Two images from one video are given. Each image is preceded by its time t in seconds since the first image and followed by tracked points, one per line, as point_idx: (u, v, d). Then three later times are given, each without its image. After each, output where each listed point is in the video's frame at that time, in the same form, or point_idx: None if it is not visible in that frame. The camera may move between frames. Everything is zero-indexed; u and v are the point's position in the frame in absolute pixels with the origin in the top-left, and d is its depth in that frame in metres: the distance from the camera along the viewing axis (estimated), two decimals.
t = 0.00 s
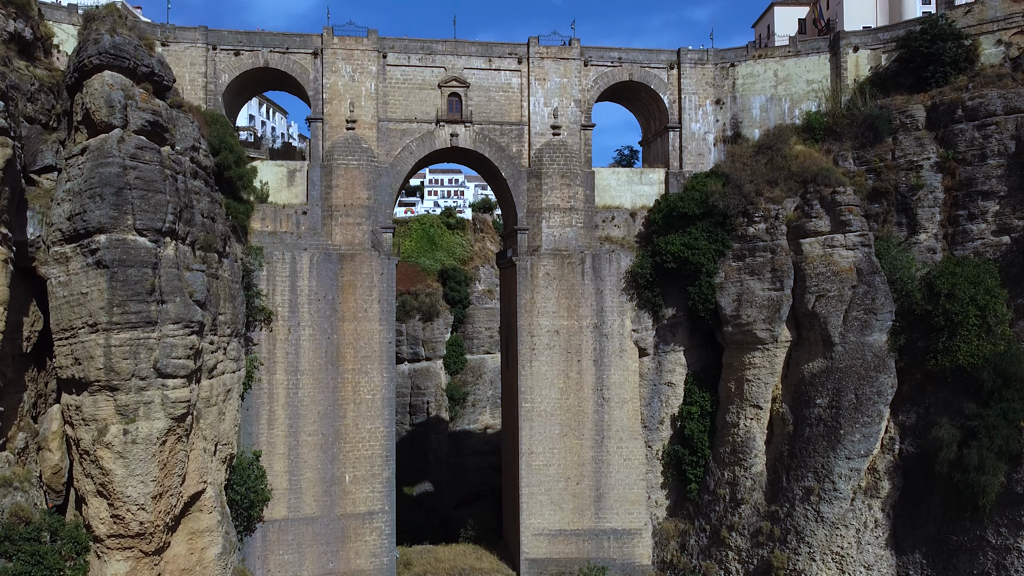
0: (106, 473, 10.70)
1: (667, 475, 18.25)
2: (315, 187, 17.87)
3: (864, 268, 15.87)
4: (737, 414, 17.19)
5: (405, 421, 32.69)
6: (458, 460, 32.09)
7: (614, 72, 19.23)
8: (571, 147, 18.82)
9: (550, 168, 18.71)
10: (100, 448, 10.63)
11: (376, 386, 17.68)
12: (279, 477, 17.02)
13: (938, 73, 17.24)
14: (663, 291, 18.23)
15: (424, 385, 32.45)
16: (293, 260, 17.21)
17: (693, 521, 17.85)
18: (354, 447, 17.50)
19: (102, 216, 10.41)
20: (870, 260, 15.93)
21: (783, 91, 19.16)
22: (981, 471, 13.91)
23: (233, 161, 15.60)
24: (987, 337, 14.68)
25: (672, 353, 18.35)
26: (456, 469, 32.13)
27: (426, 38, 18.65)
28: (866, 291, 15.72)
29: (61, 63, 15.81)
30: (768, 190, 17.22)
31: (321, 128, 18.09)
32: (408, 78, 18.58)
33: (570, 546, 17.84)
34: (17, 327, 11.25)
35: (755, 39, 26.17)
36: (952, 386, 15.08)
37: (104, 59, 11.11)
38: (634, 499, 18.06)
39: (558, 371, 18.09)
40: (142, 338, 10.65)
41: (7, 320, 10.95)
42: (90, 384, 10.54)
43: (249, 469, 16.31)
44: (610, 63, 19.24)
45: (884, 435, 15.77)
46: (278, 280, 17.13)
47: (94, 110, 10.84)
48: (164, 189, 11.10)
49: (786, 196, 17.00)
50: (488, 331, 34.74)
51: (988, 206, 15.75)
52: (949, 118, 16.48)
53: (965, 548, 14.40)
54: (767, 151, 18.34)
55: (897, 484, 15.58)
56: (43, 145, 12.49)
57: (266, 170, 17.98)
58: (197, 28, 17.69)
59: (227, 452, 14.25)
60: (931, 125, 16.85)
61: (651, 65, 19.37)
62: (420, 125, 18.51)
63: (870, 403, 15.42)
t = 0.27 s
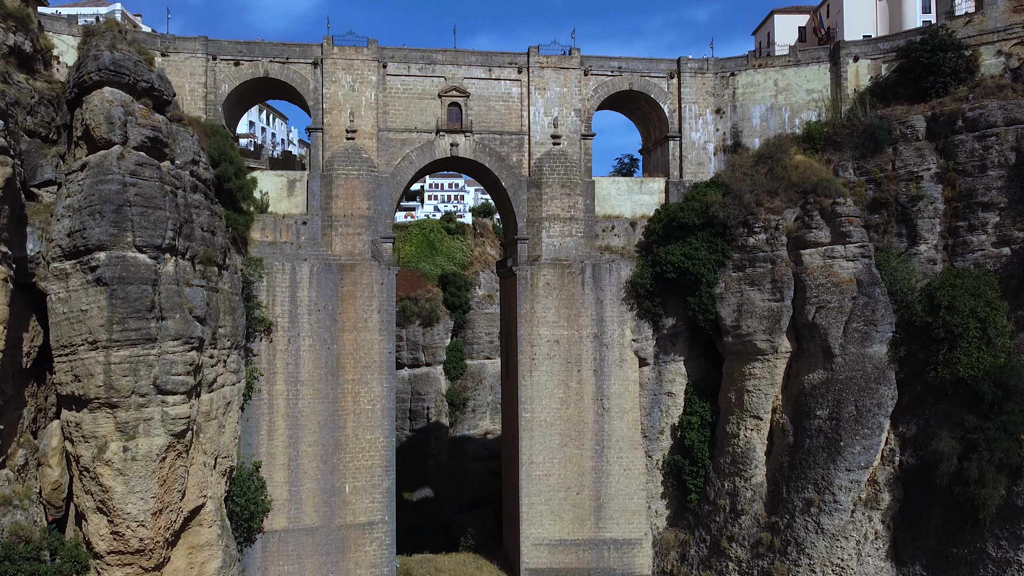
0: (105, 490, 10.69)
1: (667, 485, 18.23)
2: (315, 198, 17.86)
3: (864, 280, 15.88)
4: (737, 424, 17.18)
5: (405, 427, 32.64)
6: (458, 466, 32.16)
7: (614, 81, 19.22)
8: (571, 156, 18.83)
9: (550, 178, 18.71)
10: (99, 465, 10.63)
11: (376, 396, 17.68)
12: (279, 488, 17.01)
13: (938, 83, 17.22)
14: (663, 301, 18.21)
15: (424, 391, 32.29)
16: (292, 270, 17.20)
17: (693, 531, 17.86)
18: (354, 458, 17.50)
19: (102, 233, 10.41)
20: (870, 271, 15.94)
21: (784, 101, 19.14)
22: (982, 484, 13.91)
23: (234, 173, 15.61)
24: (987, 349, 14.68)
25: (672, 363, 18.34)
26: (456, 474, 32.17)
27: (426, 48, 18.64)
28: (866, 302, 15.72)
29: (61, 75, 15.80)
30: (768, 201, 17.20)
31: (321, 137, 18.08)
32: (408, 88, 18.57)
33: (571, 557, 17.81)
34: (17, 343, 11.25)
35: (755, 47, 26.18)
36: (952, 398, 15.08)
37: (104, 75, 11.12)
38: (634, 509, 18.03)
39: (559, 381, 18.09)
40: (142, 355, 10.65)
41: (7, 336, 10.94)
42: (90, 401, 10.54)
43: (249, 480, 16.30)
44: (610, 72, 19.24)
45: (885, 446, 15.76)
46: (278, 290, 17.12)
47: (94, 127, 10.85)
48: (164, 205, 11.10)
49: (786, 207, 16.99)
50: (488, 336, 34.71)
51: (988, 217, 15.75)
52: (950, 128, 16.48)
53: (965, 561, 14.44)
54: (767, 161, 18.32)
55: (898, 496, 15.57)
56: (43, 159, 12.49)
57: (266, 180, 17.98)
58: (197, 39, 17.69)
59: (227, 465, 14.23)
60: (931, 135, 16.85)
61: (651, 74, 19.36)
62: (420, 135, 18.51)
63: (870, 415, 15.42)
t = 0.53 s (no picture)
0: (106, 507, 10.69)
1: (667, 495, 18.22)
2: (315, 207, 17.85)
3: (864, 291, 15.88)
4: (738, 434, 17.17)
5: (406, 432, 32.56)
6: (458, 471, 32.31)
7: (614, 90, 19.22)
8: (572, 166, 18.83)
9: (550, 187, 18.71)
10: (100, 482, 10.62)
11: (376, 406, 17.67)
12: (279, 498, 17.01)
13: (938, 93, 17.20)
14: (663, 310, 18.20)
15: (425, 396, 32.08)
16: (293, 280, 17.20)
17: (693, 541, 17.89)
18: (354, 468, 17.49)
19: (102, 250, 10.41)
20: (870, 282, 15.94)
21: (784, 110, 19.13)
22: (982, 497, 13.91)
23: (234, 184, 15.63)
24: (987, 361, 14.68)
25: (672, 372, 18.34)
26: (456, 479, 32.24)
27: (426, 57, 18.63)
28: (866, 313, 15.72)
29: (61, 86, 15.79)
30: (768, 211, 17.20)
31: (321, 147, 18.07)
32: (408, 97, 18.56)
33: (571, 566, 17.78)
34: (17, 358, 11.24)
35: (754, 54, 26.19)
36: (952, 410, 15.08)
37: (104, 91, 11.12)
38: (634, 519, 18.01)
39: (559, 391, 18.08)
40: (142, 371, 10.65)
41: (8, 352, 10.94)
42: (90, 418, 10.53)
43: (249, 490, 16.30)
44: (610, 81, 19.22)
45: (885, 458, 15.76)
46: (278, 301, 17.12)
47: (94, 143, 10.85)
48: (164, 221, 11.10)
49: (786, 217, 16.98)
50: (489, 341, 34.69)
51: (988, 228, 15.74)
52: (950, 139, 16.47)
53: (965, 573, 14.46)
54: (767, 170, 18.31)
55: (898, 507, 15.58)
56: (43, 174, 12.50)
57: (266, 190, 17.97)
58: (197, 49, 17.68)
59: (227, 478, 14.22)
60: (931, 146, 16.84)
61: (651, 83, 19.34)
62: (420, 144, 18.50)
63: (870, 427, 15.42)
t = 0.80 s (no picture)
0: (105, 523, 10.68)
1: (667, 505, 18.22)
2: (315, 217, 17.83)
3: (864, 302, 15.88)
4: (738, 445, 17.17)
5: (405, 437, 32.44)
6: (458, 476, 32.13)
7: (615, 99, 19.21)
8: (572, 175, 18.82)
9: (551, 197, 18.71)
10: (99, 499, 10.62)
11: (376, 416, 17.67)
12: (279, 509, 17.00)
13: (939, 103, 17.18)
14: (663, 320, 18.18)
15: (424, 402, 32.23)
16: (292, 290, 17.19)
17: (693, 551, 17.90)
18: (354, 478, 17.49)
19: (102, 266, 10.41)
20: (870, 293, 15.94)
21: (784, 119, 19.12)
22: (982, 509, 13.91)
23: (234, 195, 15.63)
24: (987, 373, 14.67)
25: (672, 382, 18.32)
26: (456, 484, 32.17)
27: (426, 67, 18.62)
28: (866, 325, 15.71)
29: (61, 97, 15.78)
30: (769, 221, 17.18)
31: (321, 157, 18.06)
32: (408, 107, 18.55)
33: None
34: (16, 374, 11.22)
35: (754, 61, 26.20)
36: (953, 421, 15.08)
37: (104, 107, 11.12)
38: (634, 529, 18.01)
39: (559, 400, 18.08)
40: (141, 388, 10.65)
41: (8, 368, 10.94)
42: (90, 435, 10.52)
43: (249, 501, 16.29)
44: (610, 90, 19.21)
45: (885, 469, 15.75)
46: (278, 311, 17.12)
47: (93, 159, 10.84)
48: (163, 237, 11.10)
49: (787, 227, 16.97)
50: (489, 346, 34.64)
51: (988, 240, 15.74)
52: (950, 149, 16.46)
53: None
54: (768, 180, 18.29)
55: (898, 519, 15.57)
56: (43, 188, 12.50)
57: (266, 200, 17.97)
58: (197, 58, 17.66)
59: (227, 490, 14.21)
60: (932, 156, 16.83)
61: (651, 92, 19.32)
62: (420, 154, 18.49)
63: (870, 438, 15.41)
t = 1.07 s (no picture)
0: (106, 540, 10.68)
1: (667, 514, 18.21)
2: (315, 227, 17.82)
3: (865, 313, 15.89)
4: (738, 455, 17.17)
5: (405, 442, 32.26)
6: (458, 482, 31.90)
7: (615, 108, 19.20)
8: (572, 184, 18.82)
9: (551, 206, 18.71)
10: (99, 516, 10.61)
11: (376, 426, 17.66)
12: (279, 519, 17.00)
13: (939, 114, 17.17)
14: (663, 329, 18.16)
15: (424, 408, 32.14)
16: (292, 301, 17.19)
17: (693, 561, 17.91)
18: (354, 488, 17.48)
19: (102, 284, 10.41)
20: (871, 305, 15.95)
21: (784, 129, 19.11)
22: (982, 522, 13.90)
23: (234, 207, 15.62)
24: (987, 386, 14.67)
25: (672, 392, 18.31)
26: (456, 490, 31.94)
27: (426, 76, 18.60)
28: (867, 336, 15.71)
29: (61, 108, 15.77)
30: (769, 231, 17.17)
31: (321, 166, 18.05)
32: (408, 116, 18.53)
33: None
34: (16, 390, 11.21)
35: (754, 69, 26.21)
36: (953, 433, 15.08)
37: (104, 123, 11.11)
38: (635, 539, 18.01)
39: (559, 410, 18.07)
40: (141, 405, 10.65)
41: (8, 385, 10.92)
42: (90, 452, 10.51)
43: (250, 512, 16.28)
44: (610, 99, 19.20)
45: (885, 481, 15.75)
46: (278, 322, 17.11)
47: (93, 176, 10.82)
48: (163, 253, 11.10)
49: (787, 238, 16.96)
50: (489, 351, 34.57)
51: (989, 251, 15.74)
52: (951, 160, 16.45)
53: None
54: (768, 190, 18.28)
55: (898, 530, 15.56)
56: (43, 203, 12.50)
57: (266, 209, 17.95)
58: (197, 68, 17.65)
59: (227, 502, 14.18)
60: (932, 166, 16.82)
61: (651, 101, 19.31)
62: (420, 163, 18.48)
63: (870, 450, 15.41)
